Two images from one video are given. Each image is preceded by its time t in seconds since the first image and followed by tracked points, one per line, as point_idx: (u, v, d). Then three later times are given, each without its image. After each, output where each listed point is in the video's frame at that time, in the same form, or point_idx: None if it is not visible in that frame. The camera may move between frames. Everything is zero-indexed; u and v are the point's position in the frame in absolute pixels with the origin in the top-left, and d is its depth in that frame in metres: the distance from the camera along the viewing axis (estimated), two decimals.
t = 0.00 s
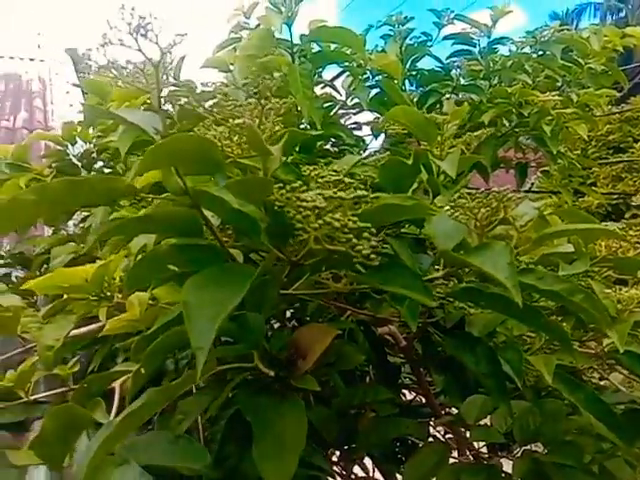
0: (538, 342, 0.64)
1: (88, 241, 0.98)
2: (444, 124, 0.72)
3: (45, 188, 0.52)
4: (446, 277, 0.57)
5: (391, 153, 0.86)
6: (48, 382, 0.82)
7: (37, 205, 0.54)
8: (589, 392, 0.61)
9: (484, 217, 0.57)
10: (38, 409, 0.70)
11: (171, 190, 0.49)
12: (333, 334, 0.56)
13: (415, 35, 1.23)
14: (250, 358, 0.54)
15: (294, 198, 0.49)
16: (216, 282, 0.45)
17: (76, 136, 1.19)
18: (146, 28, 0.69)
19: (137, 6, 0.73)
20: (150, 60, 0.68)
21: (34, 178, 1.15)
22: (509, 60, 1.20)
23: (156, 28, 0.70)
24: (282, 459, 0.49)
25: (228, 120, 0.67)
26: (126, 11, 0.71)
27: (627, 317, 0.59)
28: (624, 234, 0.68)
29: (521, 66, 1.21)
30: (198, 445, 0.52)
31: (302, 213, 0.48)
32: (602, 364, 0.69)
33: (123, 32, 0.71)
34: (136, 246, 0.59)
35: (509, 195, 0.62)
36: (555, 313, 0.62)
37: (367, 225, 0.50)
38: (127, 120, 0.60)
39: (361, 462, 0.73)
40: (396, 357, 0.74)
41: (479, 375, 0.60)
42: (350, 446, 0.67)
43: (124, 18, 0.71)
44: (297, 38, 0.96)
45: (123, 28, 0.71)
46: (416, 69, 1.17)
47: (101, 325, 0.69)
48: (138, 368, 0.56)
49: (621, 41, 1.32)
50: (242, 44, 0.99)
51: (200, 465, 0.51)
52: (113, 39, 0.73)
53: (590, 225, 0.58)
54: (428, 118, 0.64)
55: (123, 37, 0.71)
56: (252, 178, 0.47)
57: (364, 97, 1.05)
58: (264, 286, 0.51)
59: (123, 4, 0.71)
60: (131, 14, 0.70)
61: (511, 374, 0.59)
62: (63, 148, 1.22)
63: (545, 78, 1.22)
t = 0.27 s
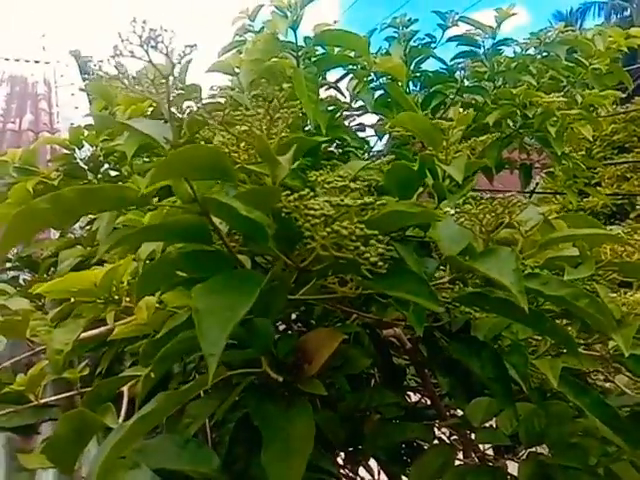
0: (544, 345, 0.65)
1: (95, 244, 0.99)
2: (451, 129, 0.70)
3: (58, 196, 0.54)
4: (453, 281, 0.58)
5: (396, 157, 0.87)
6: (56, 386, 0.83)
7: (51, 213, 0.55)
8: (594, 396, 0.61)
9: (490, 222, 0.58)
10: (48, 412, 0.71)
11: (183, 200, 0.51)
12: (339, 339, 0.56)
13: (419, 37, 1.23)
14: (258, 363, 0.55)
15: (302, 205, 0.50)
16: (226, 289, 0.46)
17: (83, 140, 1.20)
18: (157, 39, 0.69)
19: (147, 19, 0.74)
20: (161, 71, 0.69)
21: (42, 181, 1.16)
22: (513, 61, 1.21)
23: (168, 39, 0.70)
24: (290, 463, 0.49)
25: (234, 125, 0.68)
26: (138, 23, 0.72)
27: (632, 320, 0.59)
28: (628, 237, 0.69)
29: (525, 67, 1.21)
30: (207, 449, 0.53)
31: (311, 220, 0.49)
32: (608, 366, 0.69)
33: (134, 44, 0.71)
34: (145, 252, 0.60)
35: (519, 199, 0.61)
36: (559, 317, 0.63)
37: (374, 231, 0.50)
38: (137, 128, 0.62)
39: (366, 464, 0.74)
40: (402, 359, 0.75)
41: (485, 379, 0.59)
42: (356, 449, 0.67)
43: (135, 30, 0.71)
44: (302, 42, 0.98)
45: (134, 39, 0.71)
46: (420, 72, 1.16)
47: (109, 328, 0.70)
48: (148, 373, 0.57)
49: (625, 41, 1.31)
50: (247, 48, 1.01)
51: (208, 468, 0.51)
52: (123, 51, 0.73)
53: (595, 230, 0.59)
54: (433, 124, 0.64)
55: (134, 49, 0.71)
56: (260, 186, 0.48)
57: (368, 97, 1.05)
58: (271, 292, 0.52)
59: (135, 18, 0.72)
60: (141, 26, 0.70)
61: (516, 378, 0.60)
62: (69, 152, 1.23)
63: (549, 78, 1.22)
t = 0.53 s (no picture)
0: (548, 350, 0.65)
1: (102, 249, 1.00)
2: (455, 136, 0.70)
3: (68, 207, 0.55)
4: (457, 287, 0.58)
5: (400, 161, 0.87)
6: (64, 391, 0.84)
7: (60, 223, 0.56)
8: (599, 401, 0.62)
9: (495, 229, 0.58)
10: (56, 417, 0.72)
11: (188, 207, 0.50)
12: (344, 345, 0.56)
13: (423, 40, 1.23)
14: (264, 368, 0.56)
15: (309, 213, 0.51)
16: (233, 299, 0.47)
17: (89, 145, 1.21)
18: (166, 52, 0.72)
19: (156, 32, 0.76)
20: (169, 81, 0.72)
21: (48, 186, 1.17)
22: (517, 63, 1.22)
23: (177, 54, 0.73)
24: (296, 468, 0.50)
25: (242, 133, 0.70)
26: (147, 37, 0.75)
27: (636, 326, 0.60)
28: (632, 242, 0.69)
29: (529, 70, 1.22)
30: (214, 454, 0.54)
31: (317, 230, 0.49)
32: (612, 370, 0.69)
33: (143, 57, 0.74)
34: (153, 259, 0.64)
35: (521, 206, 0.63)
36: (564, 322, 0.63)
37: (380, 240, 0.51)
38: (145, 138, 0.65)
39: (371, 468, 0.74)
40: (406, 362, 0.76)
41: (491, 385, 0.60)
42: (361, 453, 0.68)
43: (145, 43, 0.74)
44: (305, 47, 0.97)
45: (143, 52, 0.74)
46: (423, 74, 1.16)
47: (116, 334, 0.71)
48: (156, 380, 0.57)
49: (628, 43, 1.32)
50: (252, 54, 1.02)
51: (215, 474, 0.52)
52: (133, 63, 0.76)
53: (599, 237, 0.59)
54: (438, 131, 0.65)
55: (143, 61, 0.74)
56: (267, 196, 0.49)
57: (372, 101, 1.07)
58: (278, 299, 0.52)
59: (145, 32, 0.75)
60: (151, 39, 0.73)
61: (522, 384, 0.60)
62: (76, 157, 1.24)
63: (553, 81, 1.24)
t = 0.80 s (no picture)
0: (552, 359, 0.65)
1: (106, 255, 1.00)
2: (457, 145, 0.69)
3: (74, 219, 0.55)
4: (460, 297, 0.58)
5: (401, 169, 0.88)
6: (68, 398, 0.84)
7: (66, 235, 0.56)
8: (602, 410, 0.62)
9: (497, 240, 0.58)
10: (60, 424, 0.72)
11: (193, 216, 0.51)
12: (347, 353, 0.57)
13: (425, 46, 1.25)
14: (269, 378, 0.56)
15: (313, 226, 0.51)
16: (239, 311, 0.48)
17: (93, 152, 1.22)
18: (172, 65, 0.75)
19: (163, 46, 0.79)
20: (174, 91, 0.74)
21: (52, 192, 1.18)
22: (519, 69, 1.24)
23: (183, 67, 0.76)
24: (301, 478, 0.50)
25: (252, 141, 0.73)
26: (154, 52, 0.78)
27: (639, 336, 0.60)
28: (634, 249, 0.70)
29: (530, 76, 1.24)
30: (218, 463, 0.54)
31: (322, 242, 0.50)
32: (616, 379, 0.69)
33: (151, 71, 0.77)
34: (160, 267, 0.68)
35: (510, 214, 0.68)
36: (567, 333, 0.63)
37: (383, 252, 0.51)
38: (150, 150, 0.61)
39: (374, 475, 0.74)
40: (409, 367, 0.76)
41: (495, 394, 0.60)
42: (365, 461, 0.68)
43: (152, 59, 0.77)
44: (308, 54, 1.01)
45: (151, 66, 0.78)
46: (424, 80, 1.19)
47: (121, 341, 0.71)
48: (160, 389, 0.58)
49: (629, 48, 1.34)
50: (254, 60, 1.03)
51: None
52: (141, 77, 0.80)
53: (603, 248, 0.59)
54: (440, 140, 0.65)
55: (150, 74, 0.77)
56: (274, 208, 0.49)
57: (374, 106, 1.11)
58: (282, 309, 0.53)
59: (152, 47, 0.78)
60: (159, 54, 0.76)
61: (525, 393, 0.61)
62: (80, 164, 1.25)
63: (554, 86, 1.25)
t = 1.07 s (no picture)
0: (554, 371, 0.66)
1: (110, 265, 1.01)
2: (459, 158, 0.67)
3: (83, 235, 0.56)
4: (463, 310, 0.59)
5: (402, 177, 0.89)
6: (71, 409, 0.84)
7: (75, 250, 0.57)
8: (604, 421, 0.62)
9: (499, 256, 0.59)
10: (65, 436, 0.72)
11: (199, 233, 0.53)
12: (349, 366, 0.57)
13: (425, 54, 1.30)
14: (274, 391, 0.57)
15: (316, 242, 0.53)
16: (245, 329, 0.49)
17: (96, 161, 1.23)
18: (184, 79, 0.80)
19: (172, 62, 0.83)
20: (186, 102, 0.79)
21: (55, 201, 1.19)
22: (519, 75, 1.27)
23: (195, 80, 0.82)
24: None
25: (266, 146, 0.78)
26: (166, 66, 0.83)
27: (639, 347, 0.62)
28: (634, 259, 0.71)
29: (530, 83, 1.27)
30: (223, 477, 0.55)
31: (326, 260, 0.52)
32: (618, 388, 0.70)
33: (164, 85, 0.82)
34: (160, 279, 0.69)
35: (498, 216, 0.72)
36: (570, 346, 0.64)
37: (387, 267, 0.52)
38: (161, 169, 0.61)
39: None
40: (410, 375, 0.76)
41: (497, 407, 0.61)
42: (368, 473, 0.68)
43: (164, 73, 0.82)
44: (309, 62, 1.02)
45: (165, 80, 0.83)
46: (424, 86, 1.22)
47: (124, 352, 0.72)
48: (165, 402, 0.58)
49: (629, 54, 1.39)
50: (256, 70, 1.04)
51: None
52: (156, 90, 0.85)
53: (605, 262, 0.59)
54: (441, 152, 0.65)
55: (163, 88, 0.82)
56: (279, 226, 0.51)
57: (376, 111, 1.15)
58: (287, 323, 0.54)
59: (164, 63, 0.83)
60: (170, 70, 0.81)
61: (527, 405, 0.61)
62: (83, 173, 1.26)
63: (554, 93, 1.29)
